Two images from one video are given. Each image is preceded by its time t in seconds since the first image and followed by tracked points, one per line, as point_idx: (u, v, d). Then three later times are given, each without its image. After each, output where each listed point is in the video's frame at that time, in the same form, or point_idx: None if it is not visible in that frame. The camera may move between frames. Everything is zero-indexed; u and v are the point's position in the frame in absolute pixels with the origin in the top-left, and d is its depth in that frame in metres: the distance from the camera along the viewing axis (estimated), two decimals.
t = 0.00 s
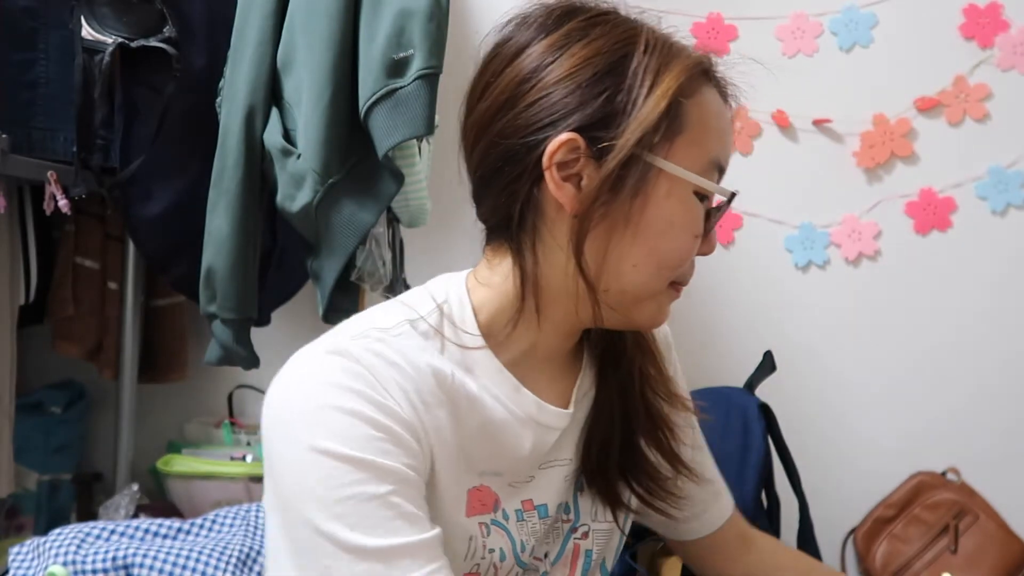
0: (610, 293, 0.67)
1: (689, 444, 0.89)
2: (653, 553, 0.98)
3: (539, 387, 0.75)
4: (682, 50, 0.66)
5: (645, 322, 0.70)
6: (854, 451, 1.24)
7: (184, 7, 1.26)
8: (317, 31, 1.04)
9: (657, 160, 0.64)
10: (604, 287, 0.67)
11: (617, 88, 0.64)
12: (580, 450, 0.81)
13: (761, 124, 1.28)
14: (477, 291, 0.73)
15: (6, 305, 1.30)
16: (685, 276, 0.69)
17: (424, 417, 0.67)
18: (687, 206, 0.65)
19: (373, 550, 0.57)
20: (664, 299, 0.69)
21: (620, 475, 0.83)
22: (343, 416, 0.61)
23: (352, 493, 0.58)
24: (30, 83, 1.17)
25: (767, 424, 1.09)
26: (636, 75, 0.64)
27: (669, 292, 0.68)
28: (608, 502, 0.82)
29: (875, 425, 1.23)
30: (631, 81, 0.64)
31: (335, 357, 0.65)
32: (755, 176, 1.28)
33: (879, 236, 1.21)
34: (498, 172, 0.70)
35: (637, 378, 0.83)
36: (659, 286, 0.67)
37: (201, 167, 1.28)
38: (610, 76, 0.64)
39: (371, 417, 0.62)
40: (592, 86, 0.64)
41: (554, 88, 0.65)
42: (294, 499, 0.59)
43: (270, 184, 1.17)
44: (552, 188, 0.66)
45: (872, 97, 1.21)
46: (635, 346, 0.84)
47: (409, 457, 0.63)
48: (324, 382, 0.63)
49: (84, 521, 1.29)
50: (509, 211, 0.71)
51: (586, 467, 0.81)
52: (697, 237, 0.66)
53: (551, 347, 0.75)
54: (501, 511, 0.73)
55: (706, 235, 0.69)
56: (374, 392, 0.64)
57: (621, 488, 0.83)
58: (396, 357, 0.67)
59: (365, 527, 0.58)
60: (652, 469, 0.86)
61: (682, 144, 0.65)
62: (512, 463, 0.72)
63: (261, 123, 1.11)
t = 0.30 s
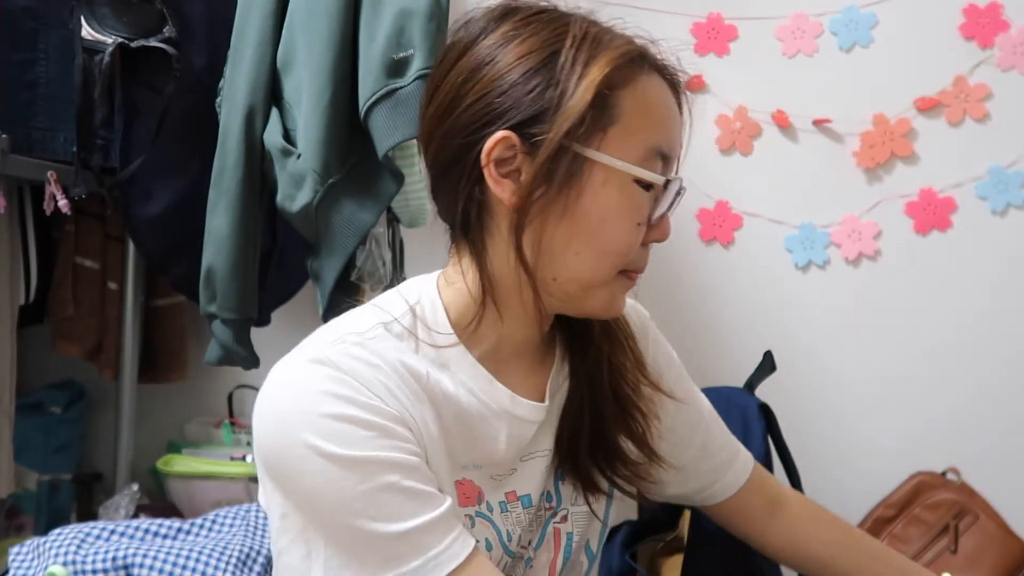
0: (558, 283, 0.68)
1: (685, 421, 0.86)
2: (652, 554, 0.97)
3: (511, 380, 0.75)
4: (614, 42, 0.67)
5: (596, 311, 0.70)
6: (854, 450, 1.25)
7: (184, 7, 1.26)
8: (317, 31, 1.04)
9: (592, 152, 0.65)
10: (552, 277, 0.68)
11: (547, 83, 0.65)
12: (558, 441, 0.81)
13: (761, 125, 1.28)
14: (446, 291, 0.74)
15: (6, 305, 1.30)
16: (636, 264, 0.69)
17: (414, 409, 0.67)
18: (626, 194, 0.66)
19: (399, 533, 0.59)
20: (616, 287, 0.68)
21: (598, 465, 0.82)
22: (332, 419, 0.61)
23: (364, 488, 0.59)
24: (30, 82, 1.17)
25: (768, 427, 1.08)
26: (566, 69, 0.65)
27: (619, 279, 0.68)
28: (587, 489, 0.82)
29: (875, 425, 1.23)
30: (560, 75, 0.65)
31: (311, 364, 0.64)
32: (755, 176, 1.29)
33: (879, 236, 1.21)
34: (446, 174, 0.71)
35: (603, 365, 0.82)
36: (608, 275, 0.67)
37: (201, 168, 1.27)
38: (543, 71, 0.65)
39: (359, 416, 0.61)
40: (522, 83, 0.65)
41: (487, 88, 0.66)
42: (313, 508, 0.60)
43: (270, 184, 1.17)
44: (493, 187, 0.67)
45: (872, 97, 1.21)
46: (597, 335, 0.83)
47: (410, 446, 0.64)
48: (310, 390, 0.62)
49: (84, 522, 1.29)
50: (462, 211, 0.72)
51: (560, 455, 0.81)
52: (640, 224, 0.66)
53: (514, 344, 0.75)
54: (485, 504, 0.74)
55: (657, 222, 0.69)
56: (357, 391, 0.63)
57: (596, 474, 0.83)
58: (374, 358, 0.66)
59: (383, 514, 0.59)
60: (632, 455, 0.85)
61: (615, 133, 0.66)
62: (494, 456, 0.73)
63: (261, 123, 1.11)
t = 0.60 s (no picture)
0: (532, 272, 0.69)
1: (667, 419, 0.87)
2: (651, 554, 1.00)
3: (496, 371, 0.76)
4: (569, 36, 0.69)
5: (572, 298, 0.70)
6: (853, 450, 1.25)
7: (184, 7, 1.26)
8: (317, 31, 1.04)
9: (554, 142, 0.66)
10: (525, 265, 0.69)
11: (504, 82, 0.66)
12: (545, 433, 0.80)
13: (761, 125, 1.28)
14: (427, 287, 0.75)
15: (6, 306, 1.30)
16: (609, 250, 0.69)
17: (373, 395, 0.67)
18: (591, 181, 0.67)
19: (327, 516, 0.59)
20: (589, 274, 0.69)
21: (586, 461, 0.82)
22: (286, 396, 0.62)
23: (300, 467, 0.60)
24: (30, 83, 1.18)
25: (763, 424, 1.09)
26: (524, 67, 0.66)
27: (592, 266, 0.69)
28: (575, 480, 0.81)
29: (875, 425, 1.23)
30: (519, 74, 0.66)
31: (279, 341, 0.66)
32: (755, 176, 1.29)
33: (879, 236, 1.21)
34: (421, 174, 0.74)
35: (590, 361, 0.83)
36: (577, 262, 0.68)
37: (201, 168, 1.27)
38: (501, 69, 0.67)
39: (312, 396, 0.63)
40: (481, 82, 0.67)
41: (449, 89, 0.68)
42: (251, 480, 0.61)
43: (271, 184, 1.17)
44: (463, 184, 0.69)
45: (872, 97, 1.21)
46: (582, 333, 0.83)
47: (361, 433, 0.64)
48: (272, 369, 0.63)
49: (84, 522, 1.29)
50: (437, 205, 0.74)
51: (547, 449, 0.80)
52: (605, 210, 0.67)
53: (496, 336, 0.76)
54: (468, 487, 0.72)
55: (629, 207, 0.69)
56: (318, 374, 0.65)
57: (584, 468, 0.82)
58: (343, 342, 0.68)
59: (315, 495, 0.59)
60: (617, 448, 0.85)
61: (576, 123, 0.67)
62: (470, 439, 0.72)
63: (261, 123, 1.11)
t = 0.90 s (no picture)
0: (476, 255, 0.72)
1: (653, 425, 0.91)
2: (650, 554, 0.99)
3: (469, 370, 0.79)
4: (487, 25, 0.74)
5: (525, 282, 0.71)
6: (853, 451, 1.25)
7: (185, 7, 1.26)
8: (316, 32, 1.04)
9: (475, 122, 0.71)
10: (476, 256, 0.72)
11: (426, 69, 0.74)
12: (523, 434, 0.81)
13: (761, 125, 1.28)
14: (401, 290, 0.79)
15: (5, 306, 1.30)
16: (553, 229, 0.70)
17: (329, 397, 0.69)
18: (516, 157, 0.69)
19: (268, 520, 0.60)
20: (542, 256, 0.70)
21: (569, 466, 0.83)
22: (241, 396, 0.64)
23: (247, 469, 0.61)
24: (30, 83, 1.18)
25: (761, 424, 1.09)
26: (441, 51, 0.73)
27: (546, 247, 0.70)
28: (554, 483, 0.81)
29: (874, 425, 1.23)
30: (438, 58, 0.73)
31: (243, 340, 0.69)
32: (754, 176, 1.29)
33: (879, 236, 1.21)
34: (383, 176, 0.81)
35: (573, 363, 0.87)
36: (520, 243, 0.69)
37: (201, 168, 1.26)
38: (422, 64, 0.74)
39: (266, 397, 0.64)
40: (412, 80, 0.75)
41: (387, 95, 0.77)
42: (200, 480, 0.63)
43: (271, 184, 1.17)
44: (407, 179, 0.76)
45: (872, 97, 1.21)
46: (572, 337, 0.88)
47: (312, 435, 0.65)
48: (233, 368, 0.66)
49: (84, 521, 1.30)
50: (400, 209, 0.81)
51: (523, 451, 0.80)
52: (536, 183, 0.68)
53: (471, 335, 0.79)
54: (436, 487, 0.73)
55: (570, 182, 0.69)
56: (275, 374, 0.67)
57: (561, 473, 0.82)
58: (305, 342, 0.70)
59: (257, 500, 0.60)
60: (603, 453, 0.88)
61: (493, 103, 0.71)
62: (438, 439, 0.74)
63: (261, 123, 1.11)
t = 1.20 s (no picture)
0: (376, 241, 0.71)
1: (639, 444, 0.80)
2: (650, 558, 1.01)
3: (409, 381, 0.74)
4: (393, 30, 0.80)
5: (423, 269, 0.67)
6: (853, 451, 1.24)
7: (185, 7, 1.27)
8: (317, 33, 1.04)
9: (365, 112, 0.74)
10: (385, 241, 0.70)
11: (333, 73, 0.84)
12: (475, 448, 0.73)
13: (761, 125, 1.28)
14: (357, 293, 0.78)
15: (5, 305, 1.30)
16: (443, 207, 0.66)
17: (258, 395, 0.68)
18: (394, 136, 0.69)
19: (172, 509, 0.59)
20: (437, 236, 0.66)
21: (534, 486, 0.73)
22: (170, 389, 0.65)
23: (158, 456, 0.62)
24: (30, 83, 1.18)
25: (763, 424, 1.09)
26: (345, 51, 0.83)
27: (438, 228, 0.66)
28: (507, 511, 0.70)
29: (875, 425, 1.23)
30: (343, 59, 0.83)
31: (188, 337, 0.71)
32: (753, 176, 1.29)
33: (879, 236, 1.21)
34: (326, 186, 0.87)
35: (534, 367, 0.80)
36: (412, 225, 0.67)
37: (201, 168, 1.26)
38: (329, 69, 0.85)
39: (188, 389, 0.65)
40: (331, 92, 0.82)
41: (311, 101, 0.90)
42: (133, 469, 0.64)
43: (270, 184, 1.17)
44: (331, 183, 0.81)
45: (873, 98, 1.21)
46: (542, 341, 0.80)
47: (228, 433, 0.64)
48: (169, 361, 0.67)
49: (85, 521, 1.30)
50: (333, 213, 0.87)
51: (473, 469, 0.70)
52: (408, 157, 0.66)
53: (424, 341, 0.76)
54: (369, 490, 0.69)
55: (453, 152, 0.66)
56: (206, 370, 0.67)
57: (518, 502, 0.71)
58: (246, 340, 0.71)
59: (164, 489, 0.60)
60: (576, 471, 0.78)
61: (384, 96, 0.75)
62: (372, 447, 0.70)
63: (261, 123, 1.11)
